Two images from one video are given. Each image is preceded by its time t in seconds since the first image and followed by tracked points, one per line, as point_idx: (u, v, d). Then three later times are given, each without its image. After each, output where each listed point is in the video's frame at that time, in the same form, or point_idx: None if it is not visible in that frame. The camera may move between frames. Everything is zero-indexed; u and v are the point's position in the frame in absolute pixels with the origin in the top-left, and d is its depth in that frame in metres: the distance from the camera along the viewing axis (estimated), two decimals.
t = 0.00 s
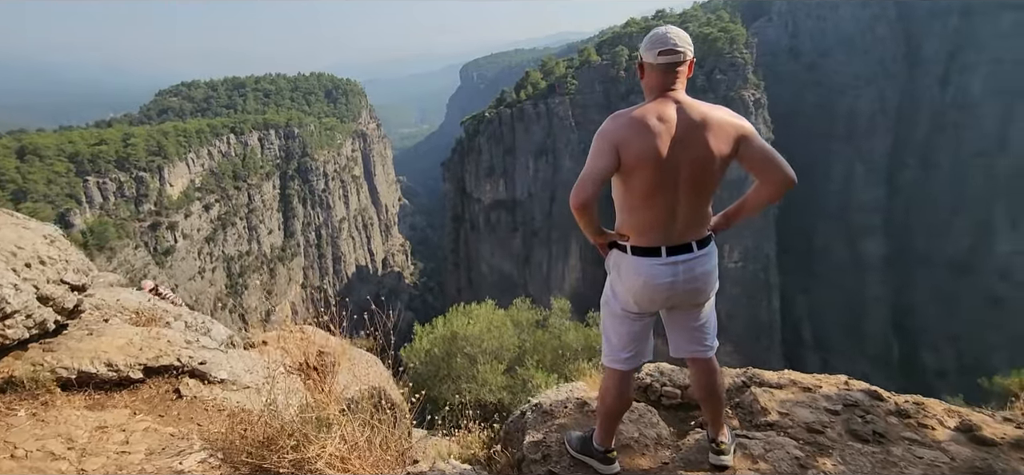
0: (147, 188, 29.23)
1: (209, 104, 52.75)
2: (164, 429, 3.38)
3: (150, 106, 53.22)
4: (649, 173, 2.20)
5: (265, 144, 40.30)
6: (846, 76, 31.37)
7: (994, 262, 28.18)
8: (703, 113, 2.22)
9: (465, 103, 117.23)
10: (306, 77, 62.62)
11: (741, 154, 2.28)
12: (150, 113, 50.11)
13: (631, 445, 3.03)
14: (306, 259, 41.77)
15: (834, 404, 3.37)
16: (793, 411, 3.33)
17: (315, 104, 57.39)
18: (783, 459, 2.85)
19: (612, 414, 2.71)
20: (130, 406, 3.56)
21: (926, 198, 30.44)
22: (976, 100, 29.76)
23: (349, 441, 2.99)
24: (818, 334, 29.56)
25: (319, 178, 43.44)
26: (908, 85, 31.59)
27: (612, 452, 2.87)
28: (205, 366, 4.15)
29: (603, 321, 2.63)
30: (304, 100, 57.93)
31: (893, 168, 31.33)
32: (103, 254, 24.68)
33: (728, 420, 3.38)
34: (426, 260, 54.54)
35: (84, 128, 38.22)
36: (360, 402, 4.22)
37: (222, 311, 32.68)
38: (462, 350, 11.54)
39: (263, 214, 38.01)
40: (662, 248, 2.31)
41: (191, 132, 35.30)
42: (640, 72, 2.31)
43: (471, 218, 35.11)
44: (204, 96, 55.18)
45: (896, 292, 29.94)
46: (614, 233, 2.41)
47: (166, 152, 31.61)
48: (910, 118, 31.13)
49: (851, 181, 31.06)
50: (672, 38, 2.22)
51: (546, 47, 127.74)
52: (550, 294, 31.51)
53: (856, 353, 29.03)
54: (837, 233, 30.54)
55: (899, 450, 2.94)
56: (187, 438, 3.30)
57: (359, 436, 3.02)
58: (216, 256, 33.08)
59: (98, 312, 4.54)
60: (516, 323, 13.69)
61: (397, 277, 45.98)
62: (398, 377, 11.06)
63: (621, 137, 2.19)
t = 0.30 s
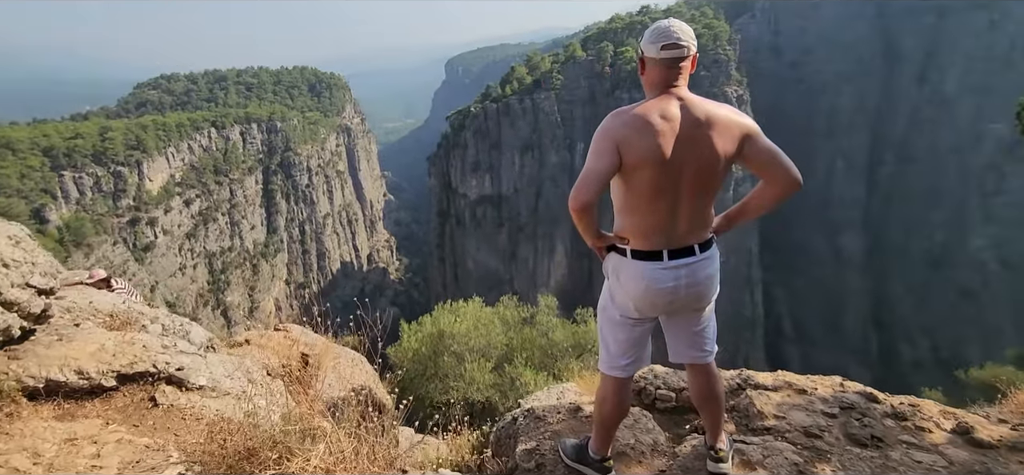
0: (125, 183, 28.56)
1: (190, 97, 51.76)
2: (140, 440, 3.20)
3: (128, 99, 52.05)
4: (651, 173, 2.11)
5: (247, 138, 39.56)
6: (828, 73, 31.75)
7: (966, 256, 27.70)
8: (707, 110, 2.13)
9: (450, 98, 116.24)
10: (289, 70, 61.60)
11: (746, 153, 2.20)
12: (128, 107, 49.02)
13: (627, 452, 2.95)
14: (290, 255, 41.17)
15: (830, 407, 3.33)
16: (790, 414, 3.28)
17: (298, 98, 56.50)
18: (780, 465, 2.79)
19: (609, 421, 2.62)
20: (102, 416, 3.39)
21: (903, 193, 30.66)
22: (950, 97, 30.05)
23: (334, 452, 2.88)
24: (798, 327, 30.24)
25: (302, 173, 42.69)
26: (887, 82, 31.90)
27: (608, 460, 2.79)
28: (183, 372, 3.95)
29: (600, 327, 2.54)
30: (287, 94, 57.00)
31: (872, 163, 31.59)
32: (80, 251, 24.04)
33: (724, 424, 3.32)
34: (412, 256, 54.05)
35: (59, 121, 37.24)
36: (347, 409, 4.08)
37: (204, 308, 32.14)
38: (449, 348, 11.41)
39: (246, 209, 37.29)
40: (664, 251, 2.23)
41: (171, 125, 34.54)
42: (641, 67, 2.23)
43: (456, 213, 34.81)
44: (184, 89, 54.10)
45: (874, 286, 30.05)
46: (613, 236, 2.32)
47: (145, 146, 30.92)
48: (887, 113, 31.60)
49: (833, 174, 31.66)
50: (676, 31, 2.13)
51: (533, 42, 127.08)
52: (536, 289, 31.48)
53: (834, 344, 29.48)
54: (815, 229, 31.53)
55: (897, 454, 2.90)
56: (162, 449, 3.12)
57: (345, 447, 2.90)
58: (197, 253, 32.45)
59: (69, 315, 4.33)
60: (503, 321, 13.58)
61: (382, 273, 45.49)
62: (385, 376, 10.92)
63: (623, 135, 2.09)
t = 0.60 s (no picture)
0: (100, 181, 27.92)
1: (167, 93, 50.69)
2: (101, 458, 2.98)
3: (103, 95, 50.76)
4: (643, 178, 2.01)
5: (227, 135, 38.78)
6: (806, 74, 31.87)
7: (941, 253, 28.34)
8: (700, 112, 2.04)
9: (434, 95, 115.19)
10: (269, 65, 60.54)
11: (741, 156, 2.12)
12: (102, 102, 47.82)
13: (613, 463, 2.86)
14: (271, 254, 40.49)
15: (819, 414, 3.28)
16: (779, 421, 3.22)
17: (279, 94, 55.56)
18: None
19: (596, 433, 2.52)
20: (61, 432, 3.20)
21: (878, 192, 31.14)
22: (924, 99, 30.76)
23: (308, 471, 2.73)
24: (778, 322, 30.41)
25: (283, 170, 41.91)
26: (863, 84, 32.32)
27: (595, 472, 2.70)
28: (150, 383, 3.73)
29: (588, 336, 2.43)
30: (268, 90, 56.02)
31: (848, 163, 32.00)
32: (54, 250, 23.44)
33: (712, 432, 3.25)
34: (395, 254, 53.41)
35: (30, 117, 36.21)
36: (324, 422, 3.89)
37: (183, 307, 31.50)
38: (434, 349, 11.25)
39: (225, 207, 36.57)
40: (656, 259, 2.15)
41: (147, 121, 33.77)
42: (630, 65, 2.13)
43: (440, 211, 34.45)
44: (161, 85, 52.94)
45: (852, 281, 30.58)
46: (602, 243, 2.23)
47: (121, 142, 30.25)
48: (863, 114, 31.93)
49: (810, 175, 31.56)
50: (666, 29, 2.04)
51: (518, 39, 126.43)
52: (521, 287, 31.42)
53: (813, 340, 29.82)
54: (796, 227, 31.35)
55: (886, 463, 2.85)
56: (124, 466, 2.90)
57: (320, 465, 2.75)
58: (176, 251, 31.80)
59: (27, 325, 4.11)
60: (486, 321, 13.48)
61: (365, 271, 44.91)
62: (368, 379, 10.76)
63: (613, 138, 1.98)
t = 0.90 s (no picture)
0: (74, 178, 27.12)
1: (143, 88, 49.46)
2: None
3: (76, 89, 49.37)
4: (641, 184, 1.86)
5: (206, 131, 37.90)
6: (786, 72, 32.18)
7: (917, 250, 29.07)
8: (700, 112, 1.90)
9: (418, 91, 113.98)
10: (249, 61, 59.37)
11: (741, 160, 1.98)
12: (75, 98, 46.53)
13: None
14: (252, 252, 39.73)
15: (816, 423, 3.17)
16: (775, 432, 3.10)
17: (259, 90, 54.52)
18: None
19: (588, 452, 2.37)
20: (11, 454, 2.95)
21: (856, 190, 31.47)
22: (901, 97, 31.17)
23: None
24: (759, 317, 30.16)
25: (264, 167, 41.11)
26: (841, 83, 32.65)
27: None
28: (111, 398, 3.49)
29: (579, 350, 2.28)
30: (248, 86, 54.95)
31: (826, 162, 32.26)
32: (25, 249, 22.71)
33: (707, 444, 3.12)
34: (378, 252, 52.73)
35: None
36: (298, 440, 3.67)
37: (161, 307, 30.83)
38: (417, 351, 11.03)
39: (205, 205, 35.76)
40: (653, 270, 2.01)
41: (123, 117, 32.89)
42: (624, 61, 1.97)
43: (423, 208, 34.04)
44: (137, 80, 51.65)
45: (830, 277, 30.90)
46: (595, 253, 2.07)
47: (96, 139, 29.43)
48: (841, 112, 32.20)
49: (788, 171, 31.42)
50: (663, 22, 1.89)
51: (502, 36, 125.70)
52: (505, 285, 31.33)
53: (792, 335, 29.89)
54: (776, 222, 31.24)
55: None
56: None
57: None
58: (153, 250, 31.03)
59: None
60: (470, 321, 13.29)
61: (348, 269, 44.27)
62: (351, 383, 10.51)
63: (610, 140, 1.83)
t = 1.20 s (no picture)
0: (48, 175, 26.39)
1: (120, 83, 48.33)
2: None
3: (50, 84, 48.10)
4: (641, 183, 1.74)
5: (185, 128, 37.07)
6: (768, 71, 32.44)
7: (894, 245, 29.38)
8: (702, 109, 1.78)
9: (403, 88, 112.81)
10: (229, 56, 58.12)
11: (745, 159, 1.87)
12: (49, 93, 45.31)
13: None
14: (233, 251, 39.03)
15: (812, 430, 3.09)
16: (771, 440, 3.02)
17: (240, 86, 53.52)
18: None
19: (581, 468, 2.24)
20: None
21: (836, 188, 31.67)
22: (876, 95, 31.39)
23: None
24: (741, 313, 30.43)
25: (245, 164, 40.34)
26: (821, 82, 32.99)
27: None
28: (74, 412, 3.28)
29: (571, 360, 2.16)
30: (228, 81, 53.93)
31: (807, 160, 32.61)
32: None
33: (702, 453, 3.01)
34: (363, 250, 52.11)
35: None
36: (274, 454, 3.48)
37: (140, 307, 30.18)
38: (400, 353, 10.80)
39: (184, 202, 35.00)
40: (651, 277, 1.89)
41: (99, 113, 32.10)
42: (620, 53, 1.85)
43: (407, 206, 33.67)
44: (113, 75, 50.43)
45: (812, 273, 31.22)
46: (590, 258, 1.95)
47: (71, 135, 28.69)
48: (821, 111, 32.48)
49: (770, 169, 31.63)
50: (663, 12, 1.77)
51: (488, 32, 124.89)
52: (491, 282, 31.26)
53: (774, 330, 30.21)
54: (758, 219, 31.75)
55: None
56: None
57: None
58: (132, 249, 30.33)
59: None
60: (456, 321, 13.13)
61: (332, 268, 43.67)
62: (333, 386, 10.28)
63: (607, 139, 1.71)
